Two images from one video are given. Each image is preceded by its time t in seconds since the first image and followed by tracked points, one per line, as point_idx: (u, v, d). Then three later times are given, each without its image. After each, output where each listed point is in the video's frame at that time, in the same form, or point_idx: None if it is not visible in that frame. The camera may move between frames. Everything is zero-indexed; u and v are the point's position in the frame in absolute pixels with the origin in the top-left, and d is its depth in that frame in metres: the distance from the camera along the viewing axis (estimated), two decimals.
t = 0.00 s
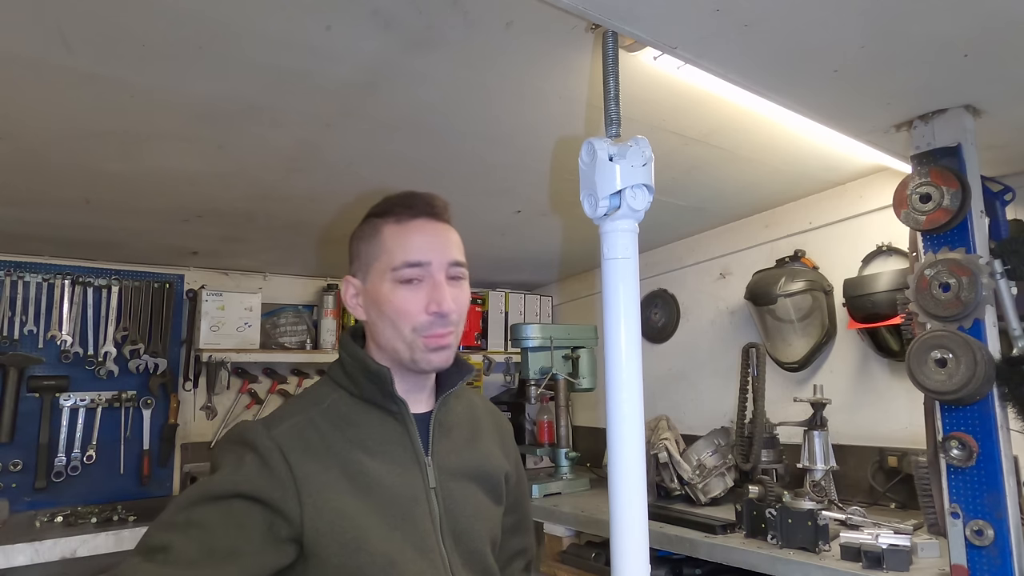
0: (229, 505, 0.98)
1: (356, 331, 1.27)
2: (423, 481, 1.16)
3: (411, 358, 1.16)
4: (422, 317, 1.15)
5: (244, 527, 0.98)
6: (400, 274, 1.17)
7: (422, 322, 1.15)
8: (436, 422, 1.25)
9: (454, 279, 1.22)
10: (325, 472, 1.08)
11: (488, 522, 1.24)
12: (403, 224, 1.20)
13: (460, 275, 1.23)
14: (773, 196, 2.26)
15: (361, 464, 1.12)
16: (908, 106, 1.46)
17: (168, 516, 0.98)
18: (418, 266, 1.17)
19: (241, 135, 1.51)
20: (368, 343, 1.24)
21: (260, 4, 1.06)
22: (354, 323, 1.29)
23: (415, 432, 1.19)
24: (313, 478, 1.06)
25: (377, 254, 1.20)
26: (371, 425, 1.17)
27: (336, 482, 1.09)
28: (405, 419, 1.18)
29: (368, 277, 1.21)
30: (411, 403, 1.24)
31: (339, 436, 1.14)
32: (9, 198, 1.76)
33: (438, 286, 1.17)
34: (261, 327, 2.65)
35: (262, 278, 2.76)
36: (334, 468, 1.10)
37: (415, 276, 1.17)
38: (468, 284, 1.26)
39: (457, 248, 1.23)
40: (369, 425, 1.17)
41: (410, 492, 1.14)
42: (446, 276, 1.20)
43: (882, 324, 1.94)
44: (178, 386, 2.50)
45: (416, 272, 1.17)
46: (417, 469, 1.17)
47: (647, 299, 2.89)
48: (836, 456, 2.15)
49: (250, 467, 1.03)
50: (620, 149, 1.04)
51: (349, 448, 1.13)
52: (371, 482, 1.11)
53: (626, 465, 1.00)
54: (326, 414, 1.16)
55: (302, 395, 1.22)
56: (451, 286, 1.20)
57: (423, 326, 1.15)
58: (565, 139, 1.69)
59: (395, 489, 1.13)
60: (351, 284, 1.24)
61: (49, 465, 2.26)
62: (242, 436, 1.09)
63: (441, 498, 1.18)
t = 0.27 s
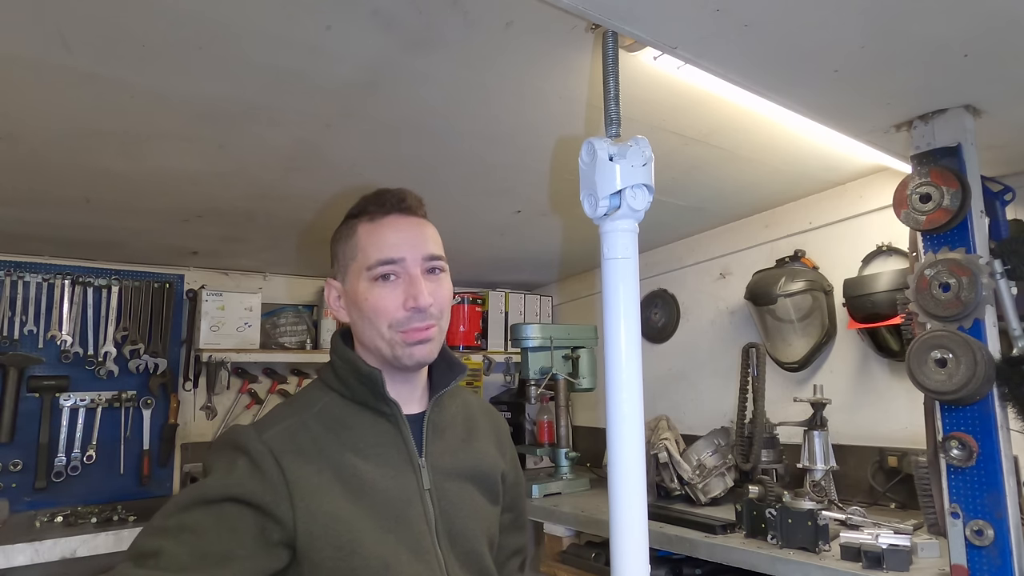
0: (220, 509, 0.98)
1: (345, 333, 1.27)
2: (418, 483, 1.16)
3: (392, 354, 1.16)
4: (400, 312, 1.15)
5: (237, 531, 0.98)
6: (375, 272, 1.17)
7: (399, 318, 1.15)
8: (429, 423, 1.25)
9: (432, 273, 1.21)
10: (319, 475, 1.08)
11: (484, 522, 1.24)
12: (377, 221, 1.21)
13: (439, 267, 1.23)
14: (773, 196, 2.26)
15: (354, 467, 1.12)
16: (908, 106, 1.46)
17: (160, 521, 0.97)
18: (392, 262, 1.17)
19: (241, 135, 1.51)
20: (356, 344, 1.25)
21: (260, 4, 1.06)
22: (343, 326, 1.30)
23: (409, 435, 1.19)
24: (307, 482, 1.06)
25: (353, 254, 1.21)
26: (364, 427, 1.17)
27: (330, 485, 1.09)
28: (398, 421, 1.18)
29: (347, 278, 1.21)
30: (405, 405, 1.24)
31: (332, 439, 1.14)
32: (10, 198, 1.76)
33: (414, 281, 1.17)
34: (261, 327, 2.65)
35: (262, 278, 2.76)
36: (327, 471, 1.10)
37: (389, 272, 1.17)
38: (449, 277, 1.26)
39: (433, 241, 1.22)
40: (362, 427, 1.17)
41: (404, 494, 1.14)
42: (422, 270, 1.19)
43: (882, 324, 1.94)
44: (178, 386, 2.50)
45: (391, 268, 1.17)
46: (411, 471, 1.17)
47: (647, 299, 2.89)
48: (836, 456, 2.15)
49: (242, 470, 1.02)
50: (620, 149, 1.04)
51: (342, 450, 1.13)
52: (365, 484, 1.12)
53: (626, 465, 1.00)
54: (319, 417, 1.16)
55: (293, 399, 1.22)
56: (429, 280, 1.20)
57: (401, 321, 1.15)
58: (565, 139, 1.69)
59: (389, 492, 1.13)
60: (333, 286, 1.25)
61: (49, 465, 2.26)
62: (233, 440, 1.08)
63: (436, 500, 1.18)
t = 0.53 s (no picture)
0: (215, 508, 0.97)
1: (343, 332, 1.28)
2: (415, 484, 1.16)
3: (390, 357, 1.16)
4: (398, 315, 1.15)
5: (233, 529, 0.97)
6: (375, 273, 1.17)
7: (398, 320, 1.15)
8: (427, 423, 1.25)
9: (432, 275, 1.21)
10: (315, 475, 1.08)
11: (481, 523, 1.24)
12: (377, 222, 1.20)
13: (439, 270, 1.23)
14: (773, 196, 2.26)
15: (351, 467, 1.12)
16: (908, 106, 1.46)
17: (153, 521, 0.96)
18: (392, 264, 1.17)
19: (241, 135, 1.51)
20: (354, 343, 1.25)
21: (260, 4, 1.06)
22: (341, 324, 1.31)
23: (406, 435, 1.19)
24: (303, 482, 1.06)
25: (353, 254, 1.21)
26: (361, 427, 1.17)
27: (327, 485, 1.09)
28: (395, 421, 1.18)
29: (346, 278, 1.21)
30: (403, 405, 1.24)
31: (328, 438, 1.14)
32: (10, 198, 1.77)
33: (413, 283, 1.17)
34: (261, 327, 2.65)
35: (262, 278, 2.76)
36: (324, 471, 1.10)
37: (389, 275, 1.17)
38: (449, 279, 1.26)
39: (433, 243, 1.22)
40: (359, 427, 1.17)
41: (401, 495, 1.14)
42: (422, 273, 1.19)
43: (882, 324, 1.94)
44: (178, 386, 2.50)
45: (391, 270, 1.17)
46: (408, 471, 1.17)
47: (647, 299, 2.89)
48: (836, 456, 2.15)
49: (238, 469, 1.02)
50: (620, 149, 1.04)
51: (339, 450, 1.13)
52: (362, 484, 1.11)
53: (626, 466, 1.00)
54: (316, 416, 1.16)
55: (291, 398, 1.22)
56: (428, 283, 1.20)
57: (399, 324, 1.15)
58: (565, 139, 1.69)
59: (386, 493, 1.13)
60: (332, 285, 1.25)
61: (49, 465, 2.26)
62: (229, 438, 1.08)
63: (433, 500, 1.18)
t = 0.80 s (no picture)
0: (214, 508, 0.98)
1: (344, 331, 1.28)
2: (415, 484, 1.16)
3: (392, 357, 1.16)
4: (402, 316, 1.15)
5: (232, 530, 0.98)
6: (379, 274, 1.17)
7: (401, 321, 1.15)
8: (427, 423, 1.25)
9: (435, 276, 1.21)
10: (315, 475, 1.08)
11: (481, 523, 1.24)
12: (382, 222, 1.20)
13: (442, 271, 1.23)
14: (773, 196, 2.26)
15: (351, 467, 1.12)
16: (908, 106, 1.46)
17: (154, 520, 0.98)
18: (396, 265, 1.17)
19: (241, 135, 1.51)
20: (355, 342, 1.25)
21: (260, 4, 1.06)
22: (342, 323, 1.30)
23: (406, 435, 1.19)
24: (303, 481, 1.06)
25: (357, 253, 1.20)
26: (361, 427, 1.17)
27: (326, 485, 1.09)
28: (396, 422, 1.18)
29: (349, 277, 1.21)
30: (403, 404, 1.24)
31: (328, 438, 1.14)
32: (9, 198, 1.76)
33: (417, 285, 1.17)
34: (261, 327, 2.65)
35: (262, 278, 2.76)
36: (324, 471, 1.10)
37: (393, 275, 1.17)
38: (452, 280, 1.26)
39: (438, 244, 1.22)
40: (359, 427, 1.17)
41: (401, 495, 1.14)
42: (426, 274, 1.19)
43: (882, 324, 1.94)
44: (178, 386, 2.50)
45: (395, 271, 1.17)
46: (408, 471, 1.17)
47: (647, 299, 2.89)
48: (836, 456, 2.15)
49: (237, 469, 1.03)
50: (620, 149, 1.04)
51: (339, 450, 1.13)
52: (362, 484, 1.11)
53: (625, 466, 1.00)
54: (316, 416, 1.16)
55: (291, 397, 1.22)
56: (432, 284, 1.20)
57: (402, 325, 1.15)
58: (565, 139, 1.69)
59: (386, 493, 1.13)
60: (334, 284, 1.25)
61: (49, 465, 2.26)
62: (229, 437, 1.08)
63: (433, 500, 1.18)
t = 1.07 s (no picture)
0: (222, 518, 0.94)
1: (344, 332, 1.27)
2: (418, 483, 1.16)
3: (397, 357, 1.16)
4: (408, 315, 1.15)
5: (242, 540, 0.95)
6: (384, 274, 1.17)
7: (407, 321, 1.15)
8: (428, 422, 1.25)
9: (439, 276, 1.21)
10: (319, 475, 1.08)
11: (482, 522, 1.25)
12: (386, 222, 1.20)
13: (445, 271, 1.23)
14: (773, 196, 2.26)
15: (354, 467, 1.12)
16: (908, 106, 1.46)
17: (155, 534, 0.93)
18: (401, 265, 1.17)
19: (241, 135, 1.51)
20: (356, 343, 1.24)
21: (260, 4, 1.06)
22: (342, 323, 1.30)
23: (409, 435, 1.19)
24: (308, 483, 1.06)
25: (360, 253, 1.20)
26: (363, 427, 1.17)
27: (330, 485, 1.08)
28: (398, 421, 1.18)
29: (352, 277, 1.21)
30: (404, 404, 1.24)
31: (331, 439, 1.14)
32: (9, 198, 1.76)
33: (423, 284, 1.17)
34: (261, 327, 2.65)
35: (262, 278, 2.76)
36: (328, 471, 1.10)
37: (399, 275, 1.17)
38: (454, 280, 1.26)
39: (441, 245, 1.22)
40: (362, 427, 1.17)
41: (405, 494, 1.14)
42: (431, 273, 1.20)
43: (882, 324, 1.94)
44: (178, 386, 2.50)
45: (400, 271, 1.17)
46: (411, 471, 1.17)
47: (647, 299, 2.89)
48: (835, 456, 2.15)
49: (244, 474, 1.00)
50: (620, 150, 1.04)
51: (342, 450, 1.13)
52: (365, 484, 1.11)
53: (625, 465, 1.00)
54: (318, 417, 1.16)
55: (292, 398, 1.21)
56: (437, 284, 1.20)
57: (408, 325, 1.15)
58: (565, 139, 1.69)
59: (389, 492, 1.13)
60: (336, 285, 1.24)
61: (49, 465, 2.25)
62: (232, 441, 1.06)
63: (435, 499, 1.18)
